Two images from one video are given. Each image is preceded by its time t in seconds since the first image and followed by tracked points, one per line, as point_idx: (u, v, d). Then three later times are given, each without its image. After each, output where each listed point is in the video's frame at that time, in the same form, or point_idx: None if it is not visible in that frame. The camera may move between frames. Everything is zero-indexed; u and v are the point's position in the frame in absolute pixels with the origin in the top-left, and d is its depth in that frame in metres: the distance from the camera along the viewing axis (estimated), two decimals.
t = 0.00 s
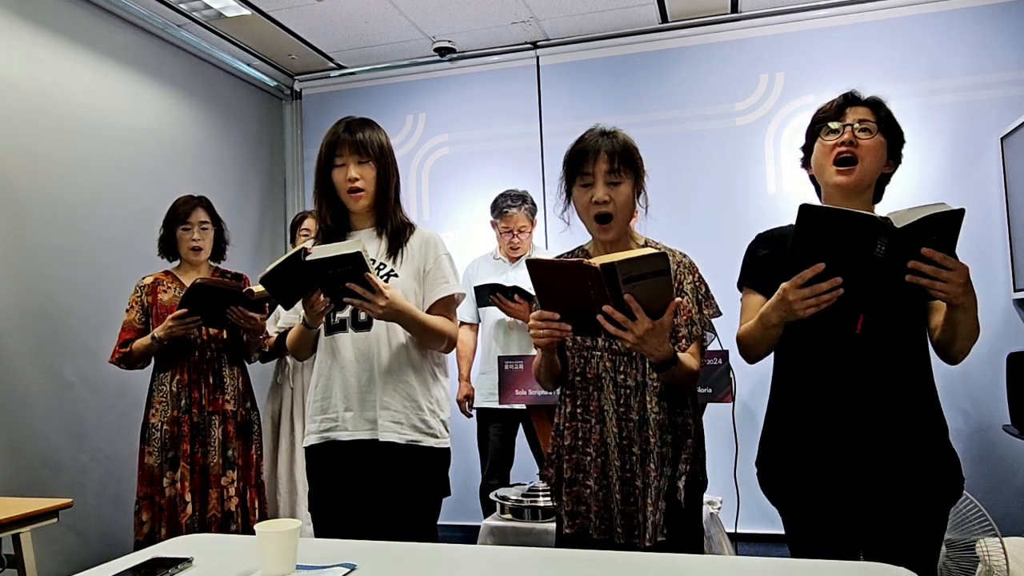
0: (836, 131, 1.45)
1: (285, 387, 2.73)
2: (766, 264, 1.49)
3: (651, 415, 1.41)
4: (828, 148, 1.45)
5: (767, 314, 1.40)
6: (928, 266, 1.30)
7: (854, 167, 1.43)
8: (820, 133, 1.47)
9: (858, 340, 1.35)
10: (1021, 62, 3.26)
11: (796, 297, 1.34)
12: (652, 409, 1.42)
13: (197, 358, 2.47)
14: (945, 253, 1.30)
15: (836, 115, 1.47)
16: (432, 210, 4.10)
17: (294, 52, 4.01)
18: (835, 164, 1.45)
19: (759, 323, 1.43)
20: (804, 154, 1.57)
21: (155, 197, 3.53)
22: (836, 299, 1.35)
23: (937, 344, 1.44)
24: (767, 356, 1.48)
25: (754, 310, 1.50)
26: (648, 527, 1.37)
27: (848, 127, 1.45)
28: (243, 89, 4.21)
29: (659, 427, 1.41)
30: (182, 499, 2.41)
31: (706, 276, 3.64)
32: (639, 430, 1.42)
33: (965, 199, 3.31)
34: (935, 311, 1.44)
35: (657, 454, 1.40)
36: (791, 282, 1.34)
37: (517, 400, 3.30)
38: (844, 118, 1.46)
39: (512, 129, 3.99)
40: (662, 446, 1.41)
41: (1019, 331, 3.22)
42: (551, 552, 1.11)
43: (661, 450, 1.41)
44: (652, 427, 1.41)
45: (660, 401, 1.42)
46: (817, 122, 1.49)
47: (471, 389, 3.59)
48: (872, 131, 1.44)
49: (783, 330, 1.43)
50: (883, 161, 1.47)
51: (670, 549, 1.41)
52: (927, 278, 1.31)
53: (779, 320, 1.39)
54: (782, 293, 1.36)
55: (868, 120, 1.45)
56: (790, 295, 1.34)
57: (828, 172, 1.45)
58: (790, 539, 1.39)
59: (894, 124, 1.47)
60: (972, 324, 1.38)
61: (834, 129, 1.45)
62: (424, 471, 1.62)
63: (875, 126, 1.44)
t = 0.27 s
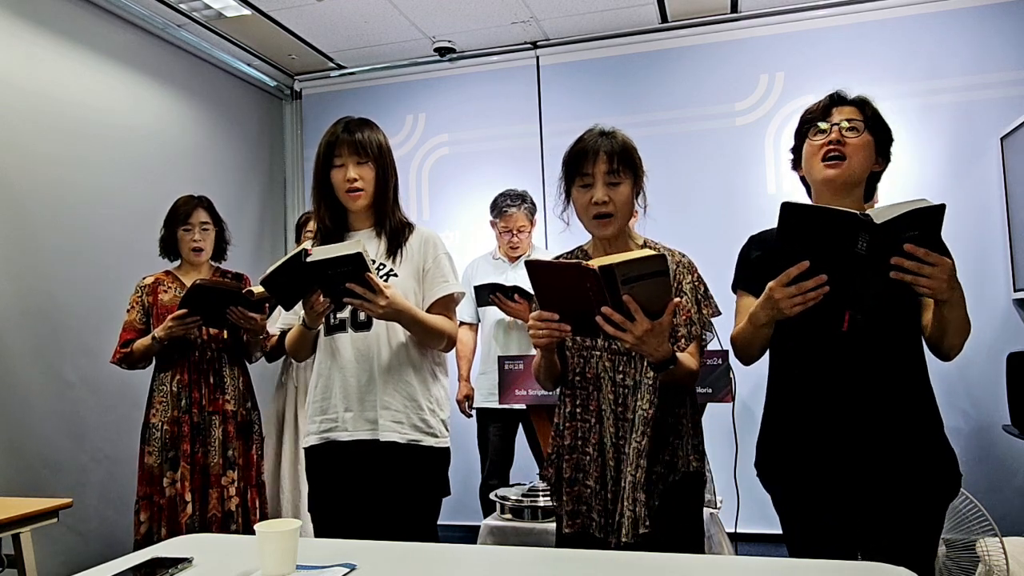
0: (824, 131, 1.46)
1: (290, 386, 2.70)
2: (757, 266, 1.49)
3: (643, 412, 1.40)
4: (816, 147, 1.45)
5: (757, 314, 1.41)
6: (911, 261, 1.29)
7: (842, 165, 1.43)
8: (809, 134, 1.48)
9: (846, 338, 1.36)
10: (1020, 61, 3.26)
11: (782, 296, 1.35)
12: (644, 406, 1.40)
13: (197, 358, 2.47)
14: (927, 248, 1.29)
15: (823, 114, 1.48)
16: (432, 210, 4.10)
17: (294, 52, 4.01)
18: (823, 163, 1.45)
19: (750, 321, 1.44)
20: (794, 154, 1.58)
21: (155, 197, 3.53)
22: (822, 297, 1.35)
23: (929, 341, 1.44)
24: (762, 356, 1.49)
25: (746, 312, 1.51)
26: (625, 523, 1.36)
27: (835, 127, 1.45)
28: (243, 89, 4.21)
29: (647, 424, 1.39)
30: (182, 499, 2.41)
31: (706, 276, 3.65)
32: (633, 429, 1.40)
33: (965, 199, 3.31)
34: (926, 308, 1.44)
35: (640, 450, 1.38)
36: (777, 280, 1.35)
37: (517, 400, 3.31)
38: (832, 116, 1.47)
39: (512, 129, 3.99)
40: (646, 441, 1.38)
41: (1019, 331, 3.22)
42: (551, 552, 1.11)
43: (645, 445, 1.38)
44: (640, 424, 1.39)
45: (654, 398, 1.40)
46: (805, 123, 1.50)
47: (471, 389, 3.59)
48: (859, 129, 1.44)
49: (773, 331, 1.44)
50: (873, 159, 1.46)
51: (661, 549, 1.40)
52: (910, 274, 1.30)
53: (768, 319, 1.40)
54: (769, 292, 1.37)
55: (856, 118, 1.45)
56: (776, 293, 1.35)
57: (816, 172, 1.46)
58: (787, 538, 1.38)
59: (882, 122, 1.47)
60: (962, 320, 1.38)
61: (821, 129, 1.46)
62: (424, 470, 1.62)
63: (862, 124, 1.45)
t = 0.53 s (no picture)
0: (814, 134, 1.45)
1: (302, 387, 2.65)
2: (753, 270, 1.48)
3: (640, 415, 1.41)
4: (808, 152, 1.45)
5: (748, 322, 1.42)
6: (897, 268, 1.30)
7: (835, 169, 1.42)
8: (800, 137, 1.47)
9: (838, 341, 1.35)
10: (1020, 62, 3.27)
11: (772, 304, 1.36)
12: (641, 408, 1.41)
13: (199, 358, 2.47)
14: (914, 255, 1.31)
15: (812, 117, 1.47)
16: (432, 210, 4.10)
17: (294, 52, 4.01)
18: (815, 168, 1.44)
19: (743, 329, 1.44)
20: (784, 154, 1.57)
21: (156, 198, 3.53)
22: (812, 305, 1.35)
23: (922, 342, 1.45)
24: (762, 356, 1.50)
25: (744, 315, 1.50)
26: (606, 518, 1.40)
27: (825, 130, 1.44)
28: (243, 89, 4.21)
29: (643, 427, 1.41)
30: (184, 498, 2.42)
31: (707, 276, 3.65)
32: (631, 430, 1.41)
33: (965, 199, 3.31)
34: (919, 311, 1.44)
35: (637, 452, 1.40)
36: (766, 290, 1.36)
37: (517, 400, 3.31)
38: (821, 119, 1.46)
39: (512, 129, 3.99)
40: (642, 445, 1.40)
41: (1019, 331, 3.22)
42: (550, 552, 1.11)
43: (641, 448, 1.40)
44: (636, 427, 1.41)
45: (651, 400, 1.42)
46: (795, 125, 1.49)
47: (470, 389, 3.61)
48: (849, 130, 1.43)
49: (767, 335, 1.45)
50: (867, 158, 1.45)
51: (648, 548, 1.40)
52: (897, 281, 1.32)
53: (761, 327, 1.41)
54: (759, 302, 1.38)
55: (845, 120, 1.44)
56: (766, 302, 1.37)
57: (809, 177, 1.45)
58: (788, 538, 1.38)
59: (873, 119, 1.45)
60: (953, 318, 1.39)
61: (811, 133, 1.46)
62: (424, 471, 1.62)
63: (852, 125, 1.44)
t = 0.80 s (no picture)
0: (810, 146, 1.44)
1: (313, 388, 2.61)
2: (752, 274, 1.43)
3: (639, 416, 1.41)
4: (804, 164, 1.44)
5: (748, 334, 1.42)
6: (894, 284, 1.30)
7: (832, 181, 1.42)
8: (795, 146, 1.46)
9: (835, 356, 1.36)
10: (1020, 61, 3.27)
11: (770, 320, 1.36)
12: (641, 410, 1.41)
13: (202, 358, 2.47)
14: (911, 271, 1.31)
15: (807, 126, 1.45)
16: (432, 210, 4.10)
17: (294, 52, 4.01)
18: (812, 180, 1.44)
19: (742, 340, 1.45)
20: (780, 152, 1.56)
21: (155, 198, 3.53)
22: (810, 320, 1.35)
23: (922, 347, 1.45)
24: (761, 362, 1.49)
25: (744, 321, 1.49)
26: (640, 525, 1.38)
27: (821, 142, 1.43)
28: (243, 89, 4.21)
29: (644, 429, 1.40)
30: (186, 498, 2.41)
31: (707, 276, 3.64)
32: (629, 430, 1.42)
33: (965, 199, 3.31)
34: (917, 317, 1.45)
35: (643, 456, 1.40)
36: (764, 306, 1.36)
37: (517, 400, 3.36)
38: (816, 129, 1.44)
39: (511, 129, 3.99)
40: (646, 447, 1.40)
41: (1019, 331, 3.22)
42: (549, 551, 1.11)
43: (646, 451, 1.40)
44: (638, 431, 1.41)
45: (649, 400, 1.41)
46: (788, 135, 1.47)
47: (468, 390, 3.56)
48: (845, 141, 1.42)
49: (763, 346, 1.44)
50: (864, 162, 1.44)
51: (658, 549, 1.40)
52: (895, 296, 1.32)
53: (760, 339, 1.41)
54: (756, 317, 1.38)
55: (841, 129, 1.42)
56: (764, 318, 1.36)
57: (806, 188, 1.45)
58: (787, 538, 1.38)
59: (868, 121, 1.44)
60: (953, 327, 1.39)
61: (807, 144, 1.44)
62: (422, 471, 1.63)
63: (848, 135, 1.42)
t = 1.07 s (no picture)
0: (812, 149, 1.44)
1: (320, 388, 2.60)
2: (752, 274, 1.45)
3: (634, 415, 1.41)
4: (805, 168, 1.44)
5: (747, 337, 1.44)
6: (895, 291, 1.29)
7: (834, 186, 1.42)
8: (798, 148, 1.46)
9: (835, 361, 1.35)
10: (1020, 60, 3.26)
11: (769, 324, 1.36)
12: (636, 409, 1.41)
13: (206, 359, 2.47)
14: (912, 278, 1.29)
15: (811, 127, 1.44)
16: (432, 210, 4.10)
17: (294, 51, 4.01)
18: (814, 184, 1.44)
19: (741, 342, 1.46)
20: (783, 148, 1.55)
21: (156, 197, 3.53)
22: (808, 324, 1.35)
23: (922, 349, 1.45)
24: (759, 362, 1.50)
25: (744, 321, 1.50)
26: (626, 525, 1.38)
27: (824, 146, 1.42)
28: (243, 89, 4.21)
29: (640, 429, 1.40)
30: (189, 497, 2.42)
31: (707, 276, 3.64)
32: (624, 430, 1.41)
33: (965, 198, 3.31)
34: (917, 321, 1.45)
35: (638, 456, 1.40)
36: (762, 310, 1.37)
37: (517, 400, 3.31)
38: (819, 132, 1.43)
39: (512, 128, 3.99)
40: (641, 446, 1.40)
41: (1019, 330, 3.22)
42: (550, 551, 1.11)
43: (640, 450, 1.40)
44: (633, 431, 1.40)
45: (645, 400, 1.41)
46: (791, 136, 1.47)
47: (465, 390, 3.57)
48: (848, 145, 1.41)
49: (762, 346, 1.45)
50: (866, 163, 1.44)
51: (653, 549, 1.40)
52: (895, 303, 1.31)
53: (757, 342, 1.43)
54: (756, 319, 1.38)
55: (844, 133, 1.42)
56: (763, 321, 1.37)
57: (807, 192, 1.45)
58: (786, 537, 1.40)
59: (872, 122, 1.42)
60: (953, 331, 1.39)
61: (808, 146, 1.44)
62: (421, 470, 1.63)
63: (851, 138, 1.41)
